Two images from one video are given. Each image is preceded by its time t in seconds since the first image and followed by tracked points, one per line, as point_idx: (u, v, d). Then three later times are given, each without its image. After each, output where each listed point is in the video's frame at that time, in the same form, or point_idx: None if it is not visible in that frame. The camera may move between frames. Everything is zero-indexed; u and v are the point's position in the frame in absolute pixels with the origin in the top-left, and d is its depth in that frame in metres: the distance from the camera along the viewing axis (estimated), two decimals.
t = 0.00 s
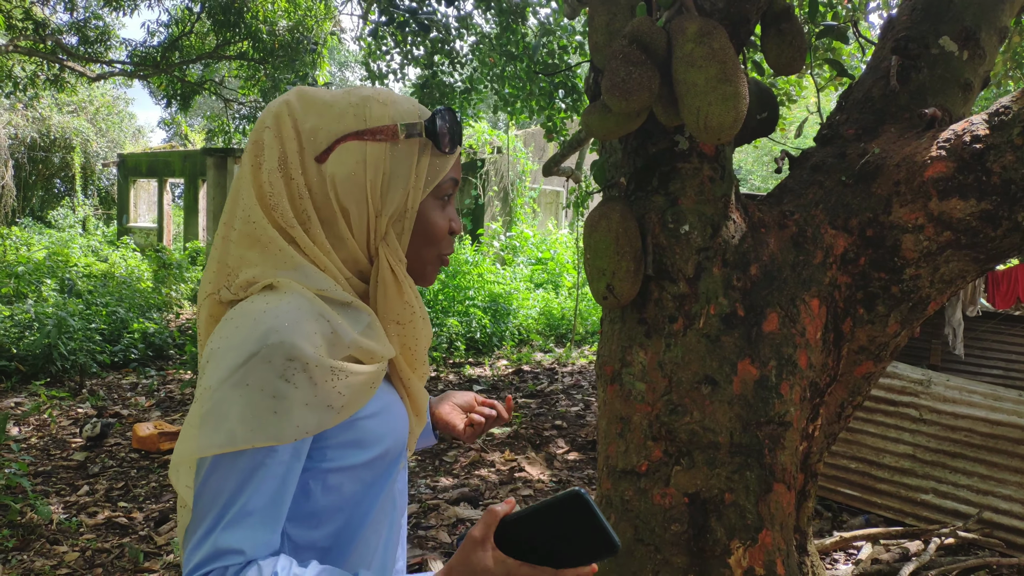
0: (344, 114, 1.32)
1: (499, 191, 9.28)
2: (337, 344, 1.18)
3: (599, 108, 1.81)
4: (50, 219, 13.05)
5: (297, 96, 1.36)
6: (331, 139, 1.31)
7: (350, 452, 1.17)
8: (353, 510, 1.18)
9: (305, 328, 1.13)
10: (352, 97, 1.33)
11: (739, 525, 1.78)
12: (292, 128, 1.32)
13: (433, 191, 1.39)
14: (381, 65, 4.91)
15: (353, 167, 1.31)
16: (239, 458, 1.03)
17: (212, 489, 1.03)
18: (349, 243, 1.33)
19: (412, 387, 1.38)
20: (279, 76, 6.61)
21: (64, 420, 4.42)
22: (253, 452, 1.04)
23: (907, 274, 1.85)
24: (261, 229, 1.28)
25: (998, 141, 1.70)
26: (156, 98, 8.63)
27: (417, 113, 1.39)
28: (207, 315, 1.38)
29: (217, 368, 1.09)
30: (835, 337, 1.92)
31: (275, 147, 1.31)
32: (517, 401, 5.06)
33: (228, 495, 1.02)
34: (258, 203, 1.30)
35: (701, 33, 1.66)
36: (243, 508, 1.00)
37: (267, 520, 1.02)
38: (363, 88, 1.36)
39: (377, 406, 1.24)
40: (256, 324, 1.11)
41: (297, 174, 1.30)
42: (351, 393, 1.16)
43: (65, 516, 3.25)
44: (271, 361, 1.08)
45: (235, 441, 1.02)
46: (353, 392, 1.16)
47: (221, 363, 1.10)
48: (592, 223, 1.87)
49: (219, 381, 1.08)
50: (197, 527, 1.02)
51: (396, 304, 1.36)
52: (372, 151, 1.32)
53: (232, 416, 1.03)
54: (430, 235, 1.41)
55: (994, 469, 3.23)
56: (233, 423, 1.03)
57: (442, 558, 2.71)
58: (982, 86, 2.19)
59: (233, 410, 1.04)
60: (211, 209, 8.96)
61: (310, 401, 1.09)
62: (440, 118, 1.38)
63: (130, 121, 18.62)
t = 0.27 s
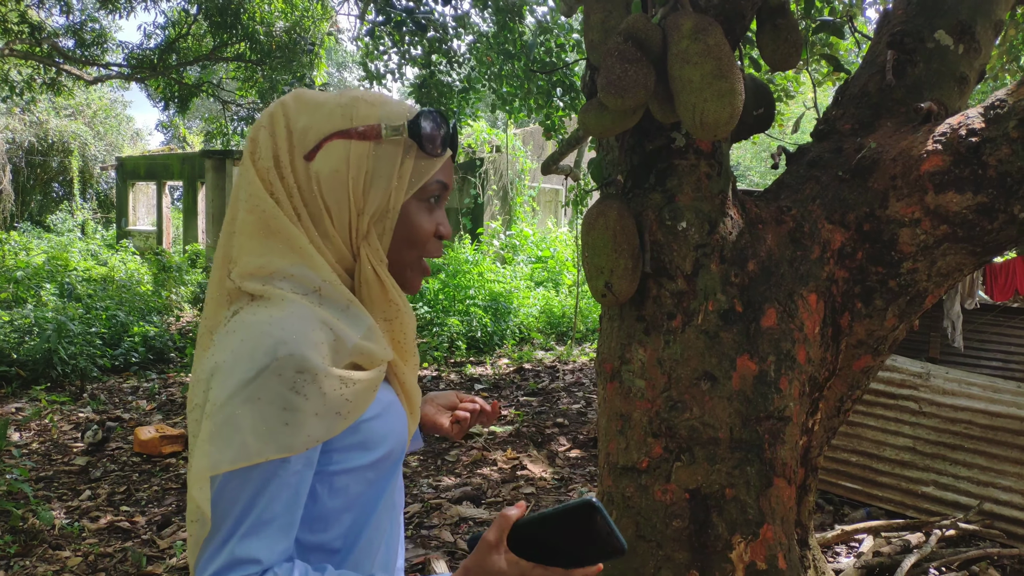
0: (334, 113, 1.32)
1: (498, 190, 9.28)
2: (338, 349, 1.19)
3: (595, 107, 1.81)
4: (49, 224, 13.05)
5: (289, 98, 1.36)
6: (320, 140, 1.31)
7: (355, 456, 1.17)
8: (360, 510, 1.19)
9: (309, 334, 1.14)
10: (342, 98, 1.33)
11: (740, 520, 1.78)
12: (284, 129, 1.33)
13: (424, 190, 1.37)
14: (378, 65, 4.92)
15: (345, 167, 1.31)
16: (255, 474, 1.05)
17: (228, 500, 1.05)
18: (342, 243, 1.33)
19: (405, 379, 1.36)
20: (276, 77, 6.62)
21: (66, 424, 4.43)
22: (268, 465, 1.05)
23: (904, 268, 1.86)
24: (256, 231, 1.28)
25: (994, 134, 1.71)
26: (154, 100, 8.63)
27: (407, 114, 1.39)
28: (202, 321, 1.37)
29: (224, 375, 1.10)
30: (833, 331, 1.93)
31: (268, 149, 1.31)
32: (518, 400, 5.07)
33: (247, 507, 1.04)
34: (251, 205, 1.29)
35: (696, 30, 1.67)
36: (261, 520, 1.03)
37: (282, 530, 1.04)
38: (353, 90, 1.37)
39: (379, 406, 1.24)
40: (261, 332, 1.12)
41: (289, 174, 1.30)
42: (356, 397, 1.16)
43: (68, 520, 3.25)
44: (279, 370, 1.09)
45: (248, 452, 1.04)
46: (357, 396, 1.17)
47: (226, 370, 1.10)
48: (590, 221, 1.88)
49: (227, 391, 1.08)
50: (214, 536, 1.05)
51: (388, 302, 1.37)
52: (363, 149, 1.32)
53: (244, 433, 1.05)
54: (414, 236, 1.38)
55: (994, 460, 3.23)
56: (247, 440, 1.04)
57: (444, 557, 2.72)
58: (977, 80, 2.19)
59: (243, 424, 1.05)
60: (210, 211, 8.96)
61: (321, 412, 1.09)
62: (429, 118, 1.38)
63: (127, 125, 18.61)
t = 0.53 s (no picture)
0: (339, 110, 1.31)
1: (498, 188, 9.28)
2: (345, 345, 1.19)
3: (597, 104, 1.81)
4: (49, 222, 13.04)
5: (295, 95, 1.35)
6: (326, 139, 1.30)
7: (360, 451, 1.17)
8: (364, 505, 1.19)
9: (316, 331, 1.13)
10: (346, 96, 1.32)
11: (741, 516, 1.79)
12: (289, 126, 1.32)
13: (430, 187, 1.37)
14: (378, 63, 4.91)
15: (349, 165, 1.30)
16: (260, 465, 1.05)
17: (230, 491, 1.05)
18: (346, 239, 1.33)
19: (411, 378, 1.39)
20: (276, 75, 6.61)
21: (67, 422, 4.43)
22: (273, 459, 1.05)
23: (905, 265, 1.86)
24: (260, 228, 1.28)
25: (995, 131, 1.71)
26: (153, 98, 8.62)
27: (412, 110, 1.37)
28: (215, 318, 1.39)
29: (229, 369, 1.10)
30: (834, 329, 1.93)
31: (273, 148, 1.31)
32: (519, 398, 5.07)
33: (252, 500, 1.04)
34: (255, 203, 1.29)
35: (698, 26, 1.67)
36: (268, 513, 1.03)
37: (287, 521, 1.04)
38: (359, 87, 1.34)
39: (383, 403, 1.24)
40: (267, 329, 1.11)
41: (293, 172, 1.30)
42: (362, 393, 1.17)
43: (69, 517, 3.25)
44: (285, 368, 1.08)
45: (254, 445, 1.03)
46: (364, 391, 1.17)
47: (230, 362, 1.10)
48: (591, 218, 1.88)
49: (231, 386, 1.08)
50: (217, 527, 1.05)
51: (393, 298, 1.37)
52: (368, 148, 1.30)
53: (252, 426, 1.04)
54: (420, 233, 1.37)
55: (994, 458, 3.24)
56: (253, 435, 1.04)
57: (446, 554, 2.72)
58: (979, 77, 2.19)
59: (247, 420, 1.05)
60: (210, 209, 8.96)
61: (328, 408, 1.10)
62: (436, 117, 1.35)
63: (127, 123, 18.60)
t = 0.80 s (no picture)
0: (321, 106, 1.29)
1: (499, 179, 9.27)
2: (338, 326, 1.19)
3: (602, 93, 1.81)
4: (49, 212, 13.02)
5: (270, 92, 1.32)
6: (313, 137, 1.28)
7: (356, 432, 1.18)
8: (364, 487, 1.20)
9: (306, 309, 1.14)
10: (325, 88, 1.30)
11: (742, 506, 1.80)
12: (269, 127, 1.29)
13: (425, 164, 1.37)
14: (379, 52, 4.89)
15: (342, 159, 1.29)
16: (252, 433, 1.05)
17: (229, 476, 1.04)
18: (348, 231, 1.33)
19: (424, 364, 1.42)
20: (277, 64, 6.58)
21: (68, 410, 4.44)
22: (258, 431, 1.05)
23: (909, 257, 1.86)
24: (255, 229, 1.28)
25: (1001, 122, 1.70)
26: (153, 87, 8.59)
27: (392, 89, 1.34)
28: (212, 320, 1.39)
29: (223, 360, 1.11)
30: (837, 319, 1.93)
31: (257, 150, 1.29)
32: (519, 388, 5.09)
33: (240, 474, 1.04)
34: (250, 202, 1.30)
35: (704, 16, 1.66)
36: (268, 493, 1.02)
37: (294, 503, 1.04)
38: (336, 76, 1.31)
39: (383, 385, 1.25)
40: (258, 311, 1.13)
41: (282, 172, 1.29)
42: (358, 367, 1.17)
43: (72, 505, 3.27)
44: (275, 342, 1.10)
45: (248, 415, 1.04)
46: (359, 365, 1.17)
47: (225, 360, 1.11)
48: (595, 208, 1.88)
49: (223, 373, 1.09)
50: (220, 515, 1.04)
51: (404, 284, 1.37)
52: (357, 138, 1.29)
53: (244, 399, 1.05)
54: (427, 211, 1.40)
55: (993, 450, 3.25)
56: (244, 407, 1.04)
57: (448, 542, 2.74)
58: (984, 68, 2.18)
59: (238, 395, 1.06)
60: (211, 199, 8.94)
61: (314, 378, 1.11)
62: (417, 95, 1.33)
63: (127, 112, 18.56)
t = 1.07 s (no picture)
0: (293, 103, 1.31)
1: (499, 177, 9.27)
2: (311, 320, 1.23)
3: (602, 92, 1.82)
4: (48, 209, 13.01)
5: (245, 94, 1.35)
6: (289, 136, 1.31)
7: (346, 421, 1.23)
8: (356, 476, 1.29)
9: (280, 305, 1.19)
10: (299, 84, 1.32)
11: (742, 503, 1.81)
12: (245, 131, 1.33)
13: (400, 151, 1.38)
14: (379, 51, 4.90)
15: (316, 158, 1.32)
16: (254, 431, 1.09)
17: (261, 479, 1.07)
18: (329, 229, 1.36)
19: (413, 359, 1.41)
20: (277, 62, 6.59)
21: (68, 408, 4.45)
22: (260, 427, 1.09)
23: (907, 254, 1.87)
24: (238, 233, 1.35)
25: (998, 121, 1.71)
26: (153, 85, 8.59)
27: (360, 81, 1.36)
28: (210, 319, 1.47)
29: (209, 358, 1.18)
30: (836, 317, 1.94)
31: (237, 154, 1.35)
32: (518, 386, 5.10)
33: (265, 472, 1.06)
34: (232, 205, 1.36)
35: (703, 16, 1.67)
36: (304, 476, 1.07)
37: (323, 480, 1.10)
38: (305, 73, 1.34)
39: (368, 377, 1.29)
40: (232, 311, 1.18)
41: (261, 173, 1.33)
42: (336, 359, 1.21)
43: (72, 502, 3.28)
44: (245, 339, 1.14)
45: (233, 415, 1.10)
46: (336, 354, 1.21)
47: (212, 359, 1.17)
48: (595, 207, 1.89)
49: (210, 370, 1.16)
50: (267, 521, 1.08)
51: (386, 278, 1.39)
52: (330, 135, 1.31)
53: (230, 397, 1.11)
54: (409, 196, 1.40)
55: (993, 447, 3.25)
56: (234, 402, 1.10)
57: (448, 539, 2.75)
58: (981, 67, 2.19)
59: (224, 391, 1.12)
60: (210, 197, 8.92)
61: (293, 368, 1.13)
62: (386, 80, 1.35)
63: (127, 109, 18.56)
